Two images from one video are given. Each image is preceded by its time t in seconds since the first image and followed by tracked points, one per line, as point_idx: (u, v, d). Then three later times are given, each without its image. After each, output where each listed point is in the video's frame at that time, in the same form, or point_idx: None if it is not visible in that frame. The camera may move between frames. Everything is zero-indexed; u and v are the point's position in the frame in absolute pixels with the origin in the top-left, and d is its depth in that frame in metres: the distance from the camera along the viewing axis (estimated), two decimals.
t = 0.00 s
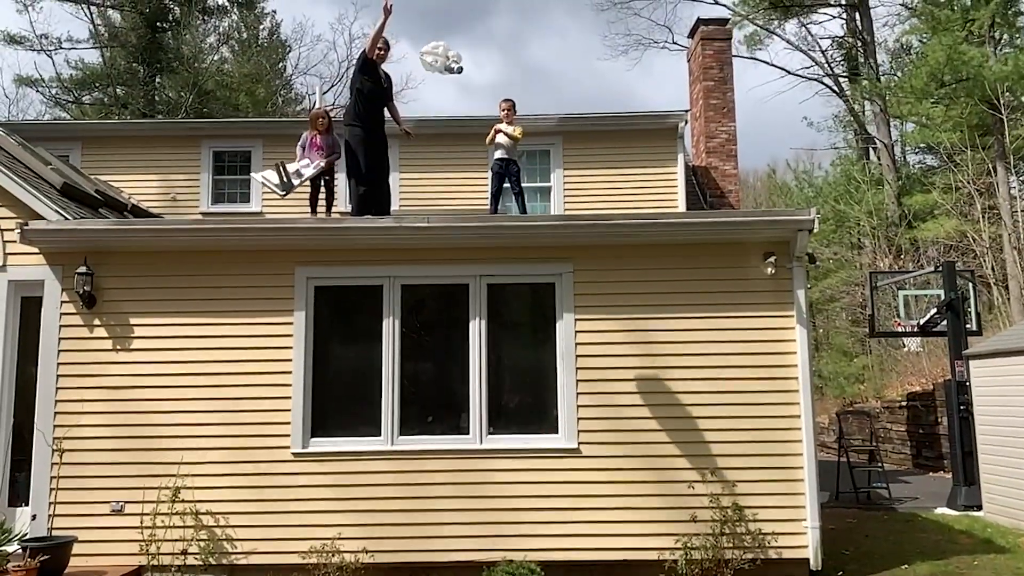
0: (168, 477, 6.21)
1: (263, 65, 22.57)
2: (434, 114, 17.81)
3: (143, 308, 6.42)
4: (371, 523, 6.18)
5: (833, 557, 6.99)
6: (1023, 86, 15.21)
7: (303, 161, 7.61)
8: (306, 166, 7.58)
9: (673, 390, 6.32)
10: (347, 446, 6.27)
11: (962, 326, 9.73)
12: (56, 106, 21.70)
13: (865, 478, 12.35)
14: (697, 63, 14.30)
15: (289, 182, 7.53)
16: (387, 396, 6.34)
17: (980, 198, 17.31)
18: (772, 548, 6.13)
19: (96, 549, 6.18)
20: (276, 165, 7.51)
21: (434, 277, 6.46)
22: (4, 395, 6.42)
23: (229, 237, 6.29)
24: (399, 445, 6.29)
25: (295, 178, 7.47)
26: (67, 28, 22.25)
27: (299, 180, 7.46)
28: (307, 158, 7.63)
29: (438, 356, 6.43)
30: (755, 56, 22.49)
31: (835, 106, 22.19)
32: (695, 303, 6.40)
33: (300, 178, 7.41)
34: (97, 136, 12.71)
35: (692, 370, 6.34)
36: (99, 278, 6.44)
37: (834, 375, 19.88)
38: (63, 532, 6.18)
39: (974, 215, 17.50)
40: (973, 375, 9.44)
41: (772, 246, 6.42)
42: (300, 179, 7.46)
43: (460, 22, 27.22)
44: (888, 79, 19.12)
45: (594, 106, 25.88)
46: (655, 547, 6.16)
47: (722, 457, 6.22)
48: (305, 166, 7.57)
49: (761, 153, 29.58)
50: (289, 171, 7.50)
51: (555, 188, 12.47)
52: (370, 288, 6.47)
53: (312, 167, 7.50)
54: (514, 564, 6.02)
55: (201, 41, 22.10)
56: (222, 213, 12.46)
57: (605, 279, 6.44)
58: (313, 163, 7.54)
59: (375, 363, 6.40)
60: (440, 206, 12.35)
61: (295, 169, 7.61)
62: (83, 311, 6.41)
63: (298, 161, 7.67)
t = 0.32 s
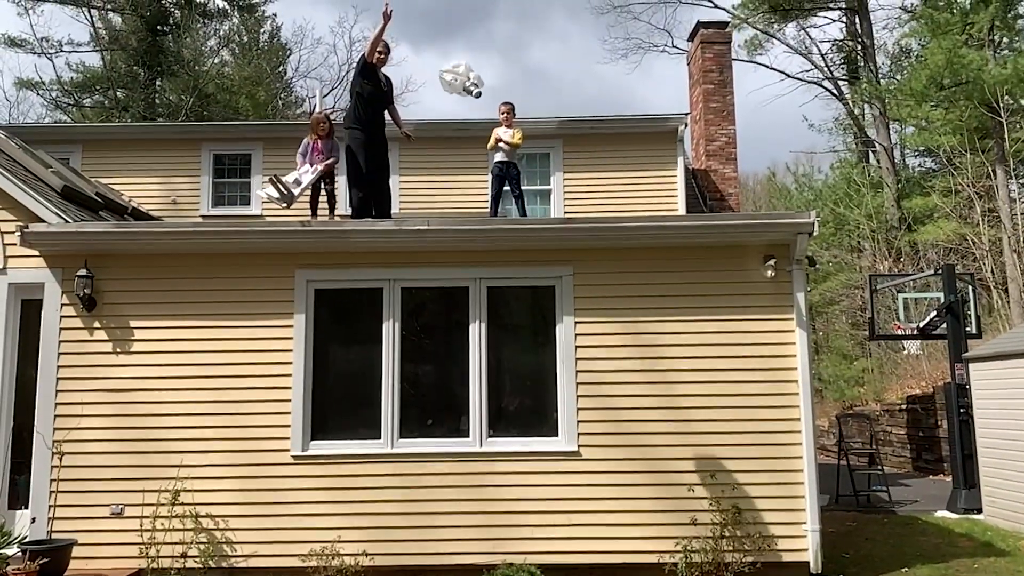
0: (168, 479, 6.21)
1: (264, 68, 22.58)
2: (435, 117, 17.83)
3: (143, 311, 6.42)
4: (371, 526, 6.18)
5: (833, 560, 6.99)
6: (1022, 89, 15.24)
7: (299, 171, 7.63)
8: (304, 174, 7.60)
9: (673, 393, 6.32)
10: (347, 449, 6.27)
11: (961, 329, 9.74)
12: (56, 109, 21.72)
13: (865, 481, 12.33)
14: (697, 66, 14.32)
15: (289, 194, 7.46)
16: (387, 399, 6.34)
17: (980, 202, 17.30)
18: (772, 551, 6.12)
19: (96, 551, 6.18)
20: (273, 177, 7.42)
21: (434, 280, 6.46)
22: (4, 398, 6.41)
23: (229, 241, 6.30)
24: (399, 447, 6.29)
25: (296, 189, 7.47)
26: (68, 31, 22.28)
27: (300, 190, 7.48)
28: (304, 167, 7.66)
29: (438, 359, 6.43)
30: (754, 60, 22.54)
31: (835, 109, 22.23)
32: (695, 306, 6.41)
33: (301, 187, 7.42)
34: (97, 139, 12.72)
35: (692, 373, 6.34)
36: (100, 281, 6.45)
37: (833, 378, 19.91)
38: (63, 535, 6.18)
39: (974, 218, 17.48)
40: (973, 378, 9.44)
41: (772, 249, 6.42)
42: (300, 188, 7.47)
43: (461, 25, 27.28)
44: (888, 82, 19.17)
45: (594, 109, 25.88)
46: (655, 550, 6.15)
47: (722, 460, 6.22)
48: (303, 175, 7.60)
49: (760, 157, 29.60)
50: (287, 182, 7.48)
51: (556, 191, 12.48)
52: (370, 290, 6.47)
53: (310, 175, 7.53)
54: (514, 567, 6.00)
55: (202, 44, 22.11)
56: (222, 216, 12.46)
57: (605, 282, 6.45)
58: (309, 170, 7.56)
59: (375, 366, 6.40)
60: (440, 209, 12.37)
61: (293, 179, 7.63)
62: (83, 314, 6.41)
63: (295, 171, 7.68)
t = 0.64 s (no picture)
0: (166, 481, 6.21)
1: (261, 69, 22.58)
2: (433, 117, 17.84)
3: (141, 312, 6.41)
4: (369, 527, 6.17)
5: (830, 560, 6.99)
6: (1019, 91, 15.28)
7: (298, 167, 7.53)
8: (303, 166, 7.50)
9: (672, 393, 6.32)
10: (346, 450, 6.26)
11: (959, 330, 9.78)
12: (54, 109, 21.69)
13: (863, 481, 12.34)
14: (695, 67, 14.33)
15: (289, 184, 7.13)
16: (386, 399, 6.33)
17: (978, 202, 17.29)
18: (770, 551, 6.12)
19: (93, 552, 6.17)
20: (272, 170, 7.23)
21: (432, 281, 6.46)
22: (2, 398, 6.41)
23: (228, 241, 6.29)
24: (398, 448, 6.28)
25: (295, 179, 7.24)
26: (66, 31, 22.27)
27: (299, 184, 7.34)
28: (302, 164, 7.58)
29: (437, 360, 6.43)
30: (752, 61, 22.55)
31: (833, 109, 22.23)
32: (694, 307, 6.41)
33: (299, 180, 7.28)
34: (95, 139, 12.71)
35: (690, 373, 6.34)
36: (98, 281, 6.44)
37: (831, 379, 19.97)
38: (61, 536, 6.18)
39: (971, 218, 17.46)
40: (971, 378, 9.45)
41: (771, 249, 6.42)
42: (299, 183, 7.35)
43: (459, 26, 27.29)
44: (885, 82, 19.19)
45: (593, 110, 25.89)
46: (653, 551, 6.15)
47: (721, 461, 6.23)
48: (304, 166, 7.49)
49: (759, 157, 29.63)
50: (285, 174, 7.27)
51: (554, 191, 12.48)
52: (369, 291, 6.47)
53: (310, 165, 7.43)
54: (512, 567, 6.00)
55: (201, 45, 22.10)
56: (220, 217, 12.45)
57: (603, 282, 6.45)
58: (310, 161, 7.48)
59: (373, 367, 6.40)
60: (439, 209, 12.37)
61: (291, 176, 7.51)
62: (81, 314, 6.40)
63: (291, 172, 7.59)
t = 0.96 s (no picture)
0: (164, 479, 6.20)
1: (259, 67, 22.53)
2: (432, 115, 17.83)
3: (140, 310, 6.41)
4: (368, 525, 6.17)
5: (828, 557, 7.01)
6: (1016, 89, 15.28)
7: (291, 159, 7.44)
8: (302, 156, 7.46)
9: (671, 391, 6.32)
10: (344, 448, 6.26)
11: (956, 327, 9.80)
12: (51, 107, 21.63)
13: (861, 478, 12.35)
14: (693, 65, 14.33)
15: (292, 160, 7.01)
16: (384, 397, 6.33)
17: (976, 200, 17.27)
18: (769, 549, 6.13)
19: (91, 551, 6.17)
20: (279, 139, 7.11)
21: (431, 279, 6.46)
22: None
23: (227, 239, 6.29)
24: (396, 446, 6.28)
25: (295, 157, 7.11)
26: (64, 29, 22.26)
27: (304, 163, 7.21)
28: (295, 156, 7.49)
29: (436, 358, 6.43)
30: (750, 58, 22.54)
31: (832, 107, 22.22)
32: (692, 304, 6.41)
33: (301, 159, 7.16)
34: (93, 137, 12.69)
35: (690, 371, 6.34)
36: (96, 279, 6.43)
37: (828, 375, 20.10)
38: (59, 535, 6.17)
39: (969, 216, 17.43)
40: (969, 376, 9.44)
41: (769, 247, 6.43)
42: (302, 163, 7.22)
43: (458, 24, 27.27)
44: (883, 80, 19.18)
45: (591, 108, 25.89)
46: (651, 548, 6.16)
47: (720, 458, 6.23)
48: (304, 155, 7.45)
49: (757, 156, 29.64)
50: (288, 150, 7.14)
51: (552, 189, 12.47)
52: (367, 289, 6.47)
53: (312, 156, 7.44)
54: (511, 564, 5.99)
55: (199, 43, 22.05)
56: (218, 215, 12.43)
57: (602, 280, 6.45)
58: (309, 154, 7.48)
59: (371, 365, 6.40)
60: (438, 207, 12.36)
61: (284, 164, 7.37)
62: (79, 312, 6.39)
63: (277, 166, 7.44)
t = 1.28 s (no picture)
0: (161, 476, 6.20)
1: (256, 64, 22.49)
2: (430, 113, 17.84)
3: (137, 308, 6.40)
4: (365, 522, 6.17)
5: (825, 555, 7.02)
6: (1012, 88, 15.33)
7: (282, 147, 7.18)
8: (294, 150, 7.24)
9: (668, 389, 6.33)
10: (341, 446, 6.26)
11: (954, 326, 9.81)
12: (47, 105, 21.62)
13: (858, 476, 12.37)
14: (691, 62, 14.32)
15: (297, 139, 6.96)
16: (381, 396, 6.33)
17: (972, 198, 17.28)
18: (765, 546, 6.14)
19: (89, 548, 6.17)
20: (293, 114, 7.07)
21: (428, 277, 6.46)
22: None
23: (224, 237, 6.28)
24: (393, 444, 6.28)
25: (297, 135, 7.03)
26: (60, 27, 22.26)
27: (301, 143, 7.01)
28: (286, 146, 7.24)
29: (433, 356, 6.43)
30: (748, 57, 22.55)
31: (830, 105, 22.22)
32: (689, 302, 6.41)
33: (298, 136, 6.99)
34: (90, 134, 12.67)
35: (687, 369, 6.35)
36: (93, 277, 6.42)
37: (826, 375, 20.23)
38: (56, 533, 6.16)
39: (966, 214, 17.45)
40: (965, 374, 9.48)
41: (766, 245, 6.44)
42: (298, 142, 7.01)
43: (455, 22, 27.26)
44: (881, 77, 19.20)
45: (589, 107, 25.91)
46: (648, 546, 6.16)
47: (717, 456, 6.24)
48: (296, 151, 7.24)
49: (755, 154, 29.66)
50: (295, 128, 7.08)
51: (550, 187, 12.48)
52: (364, 287, 6.46)
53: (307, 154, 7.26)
54: (508, 562, 6.00)
55: (196, 40, 21.99)
56: (215, 212, 12.42)
57: (600, 278, 6.45)
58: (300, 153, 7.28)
59: (368, 364, 6.40)
60: (435, 206, 12.36)
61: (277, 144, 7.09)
62: (76, 310, 6.38)
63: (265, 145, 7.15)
